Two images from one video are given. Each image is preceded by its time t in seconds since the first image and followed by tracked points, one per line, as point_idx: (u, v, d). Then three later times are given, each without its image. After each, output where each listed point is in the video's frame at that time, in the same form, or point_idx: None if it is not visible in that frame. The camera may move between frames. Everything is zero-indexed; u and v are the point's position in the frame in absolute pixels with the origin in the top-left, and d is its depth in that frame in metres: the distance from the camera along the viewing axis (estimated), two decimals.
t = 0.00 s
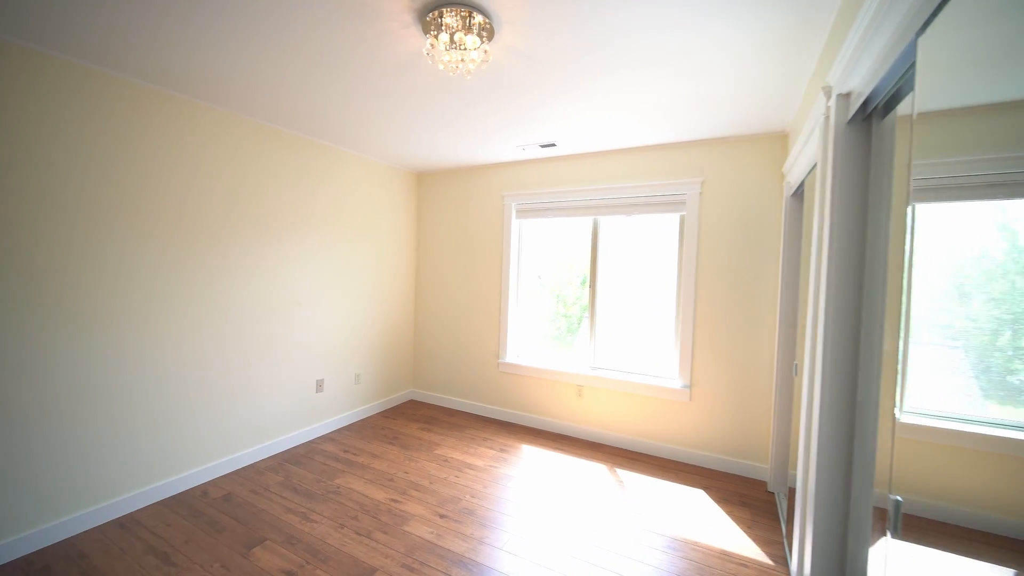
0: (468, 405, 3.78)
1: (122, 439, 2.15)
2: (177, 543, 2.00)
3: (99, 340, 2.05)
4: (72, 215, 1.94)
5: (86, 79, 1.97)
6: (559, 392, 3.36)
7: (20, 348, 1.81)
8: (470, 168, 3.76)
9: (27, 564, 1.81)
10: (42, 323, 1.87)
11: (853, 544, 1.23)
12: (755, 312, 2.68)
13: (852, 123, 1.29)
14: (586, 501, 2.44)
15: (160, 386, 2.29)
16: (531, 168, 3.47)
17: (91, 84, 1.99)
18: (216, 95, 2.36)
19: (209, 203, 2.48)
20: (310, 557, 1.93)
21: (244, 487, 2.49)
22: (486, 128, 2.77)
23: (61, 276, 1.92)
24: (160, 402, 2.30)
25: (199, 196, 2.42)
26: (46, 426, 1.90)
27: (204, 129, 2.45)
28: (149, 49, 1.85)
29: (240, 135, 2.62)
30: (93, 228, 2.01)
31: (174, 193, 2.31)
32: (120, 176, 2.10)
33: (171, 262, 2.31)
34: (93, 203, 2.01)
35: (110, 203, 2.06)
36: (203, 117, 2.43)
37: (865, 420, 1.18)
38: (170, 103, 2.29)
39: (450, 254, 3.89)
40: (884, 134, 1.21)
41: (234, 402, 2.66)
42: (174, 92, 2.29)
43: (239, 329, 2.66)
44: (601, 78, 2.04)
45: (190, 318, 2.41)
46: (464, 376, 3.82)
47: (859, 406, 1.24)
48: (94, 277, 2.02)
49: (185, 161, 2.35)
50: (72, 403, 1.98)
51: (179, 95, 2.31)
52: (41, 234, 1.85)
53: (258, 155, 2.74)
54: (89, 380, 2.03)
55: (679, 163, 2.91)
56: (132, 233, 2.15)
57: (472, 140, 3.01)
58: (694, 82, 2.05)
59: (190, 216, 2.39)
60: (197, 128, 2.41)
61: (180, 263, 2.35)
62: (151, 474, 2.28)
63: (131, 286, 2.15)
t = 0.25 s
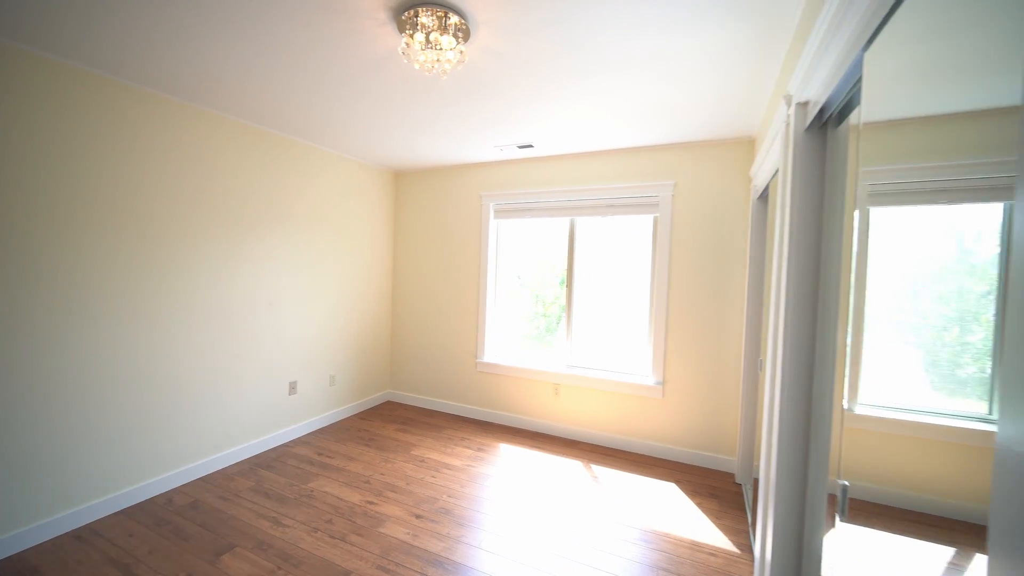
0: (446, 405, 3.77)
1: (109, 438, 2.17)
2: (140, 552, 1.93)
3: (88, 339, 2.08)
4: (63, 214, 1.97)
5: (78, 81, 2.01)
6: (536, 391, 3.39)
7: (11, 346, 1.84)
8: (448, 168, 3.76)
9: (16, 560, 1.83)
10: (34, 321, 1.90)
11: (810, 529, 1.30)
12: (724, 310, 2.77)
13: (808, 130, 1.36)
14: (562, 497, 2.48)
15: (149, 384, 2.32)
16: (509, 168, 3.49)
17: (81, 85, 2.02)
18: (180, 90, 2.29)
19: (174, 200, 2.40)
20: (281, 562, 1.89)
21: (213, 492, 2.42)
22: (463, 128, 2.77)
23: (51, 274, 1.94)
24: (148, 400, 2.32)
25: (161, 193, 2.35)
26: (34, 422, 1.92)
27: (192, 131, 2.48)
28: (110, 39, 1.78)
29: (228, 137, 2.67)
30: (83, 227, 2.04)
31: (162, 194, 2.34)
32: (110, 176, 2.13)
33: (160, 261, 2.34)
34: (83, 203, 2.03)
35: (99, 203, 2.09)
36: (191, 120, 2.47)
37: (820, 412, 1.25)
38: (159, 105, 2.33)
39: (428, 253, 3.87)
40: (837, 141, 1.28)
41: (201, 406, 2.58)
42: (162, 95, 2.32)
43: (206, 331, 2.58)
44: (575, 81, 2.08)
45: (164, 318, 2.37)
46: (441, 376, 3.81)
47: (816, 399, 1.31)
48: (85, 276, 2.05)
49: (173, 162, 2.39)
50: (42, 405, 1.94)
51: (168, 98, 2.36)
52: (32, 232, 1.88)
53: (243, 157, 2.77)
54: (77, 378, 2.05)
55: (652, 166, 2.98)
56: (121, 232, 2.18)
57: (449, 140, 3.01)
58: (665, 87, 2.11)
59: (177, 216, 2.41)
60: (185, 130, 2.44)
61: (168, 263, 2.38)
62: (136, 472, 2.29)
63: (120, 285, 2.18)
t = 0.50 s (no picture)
0: (420, 406, 3.75)
1: (93, 439, 2.16)
2: (95, 566, 1.83)
3: (76, 340, 2.07)
4: (54, 215, 1.97)
5: (70, 82, 2.01)
6: (510, 390, 3.41)
7: None
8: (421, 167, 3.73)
9: (3, 559, 1.82)
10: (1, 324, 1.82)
11: (767, 517, 1.36)
12: (691, 309, 2.87)
13: (765, 137, 1.43)
14: (535, 494, 2.51)
15: (136, 384, 2.33)
16: (484, 168, 3.49)
17: (71, 86, 2.01)
18: (141, 82, 2.18)
19: (136, 197, 2.29)
20: (248, 569, 1.84)
21: (175, 501, 2.33)
22: (436, 127, 2.76)
23: (42, 275, 1.94)
24: (132, 401, 2.32)
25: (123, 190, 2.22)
26: (23, 423, 1.92)
27: (155, 126, 2.37)
28: (61, 27, 1.68)
29: (215, 140, 2.69)
30: (74, 228, 2.04)
31: (121, 191, 2.22)
32: (100, 177, 2.13)
33: (148, 262, 2.35)
34: (72, 204, 2.03)
35: (89, 203, 2.09)
36: (179, 121, 2.48)
37: (775, 404, 1.31)
38: (133, 102, 2.27)
39: (401, 253, 3.83)
40: (791, 147, 1.35)
41: (162, 411, 2.47)
42: (151, 96, 2.33)
43: (168, 333, 2.47)
44: (547, 84, 2.11)
45: (131, 320, 2.29)
46: (415, 376, 3.78)
47: (771, 391, 1.38)
48: (73, 277, 2.04)
49: (161, 163, 2.39)
50: None
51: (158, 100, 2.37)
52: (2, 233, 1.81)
53: (225, 158, 2.76)
54: (64, 379, 2.04)
55: (623, 168, 3.05)
56: (109, 233, 2.18)
57: (423, 139, 2.99)
58: (635, 91, 2.17)
59: (162, 216, 2.41)
60: (172, 131, 2.45)
61: (154, 264, 2.38)
62: (118, 473, 2.28)
63: (109, 286, 2.18)
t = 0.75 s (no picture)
0: (393, 407, 3.71)
1: (64, 442, 2.13)
2: None
3: (48, 340, 2.05)
4: None
5: (13, 72, 1.90)
6: (484, 389, 3.43)
7: None
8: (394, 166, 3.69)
9: None
10: None
11: (726, 506, 1.42)
12: (660, 308, 2.95)
13: (723, 143, 1.49)
14: (508, 492, 2.53)
15: (90, 390, 2.22)
16: (457, 167, 3.48)
17: (42, 83, 1.99)
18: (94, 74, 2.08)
19: (87, 194, 2.17)
20: None
21: (132, 511, 2.23)
22: (408, 126, 2.74)
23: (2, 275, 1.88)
24: (98, 404, 2.26)
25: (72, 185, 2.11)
26: None
27: (108, 119, 2.26)
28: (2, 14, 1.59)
29: (175, 135, 2.59)
30: (36, 227, 1.98)
31: (71, 187, 2.11)
32: (48, 172, 2.02)
33: (121, 262, 2.33)
34: (44, 202, 2.01)
35: (35, 200, 1.98)
36: (149, 120, 2.45)
37: (733, 398, 1.38)
38: (84, 94, 2.15)
39: (373, 253, 3.78)
40: (746, 153, 1.42)
41: (119, 418, 2.36)
42: (123, 95, 2.31)
43: (125, 336, 2.36)
44: (517, 85, 2.14)
45: (88, 323, 2.19)
46: (388, 377, 3.74)
47: (729, 386, 1.44)
48: (45, 276, 2.02)
49: (134, 162, 2.37)
50: None
51: (123, 96, 2.31)
52: None
53: (191, 156, 2.69)
54: (37, 380, 2.02)
55: (593, 170, 3.11)
56: (82, 232, 2.15)
57: (395, 138, 2.96)
58: (604, 94, 2.21)
59: (132, 215, 2.38)
60: (144, 130, 2.43)
61: (128, 264, 2.36)
62: (90, 475, 2.24)
63: (58, 287, 2.07)
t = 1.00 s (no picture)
0: (367, 409, 3.67)
1: (23, 448, 2.06)
2: None
3: None
4: None
5: None
6: (459, 389, 3.43)
7: None
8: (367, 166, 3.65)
9: None
10: None
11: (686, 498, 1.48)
12: (630, 307, 3.02)
13: (683, 148, 1.55)
14: (482, 491, 2.55)
15: (43, 396, 2.12)
16: (431, 167, 3.48)
17: (4, 77, 1.93)
18: (45, 65, 1.98)
19: (39, 190, 2.07)
20: None
21: (90, 520, 2.14)
22: (380, 126, 2.72)
23: None
24: (52, 411, 2.16)
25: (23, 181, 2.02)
26: None
27: (62, 112, 2.16)
28: None
29: (136, 131, 2.49)
30: None
31: (21, 183, 2.01)
32: None
33: (85, 262, 2.25)
34: (10, 200, 1.95)
35: None
36: (115, 116, 2.39)
37: (690, 393, 1.43)
38: (36, 86, 2.05)
39: (346, 253, 3.73)
40: (704, 159, 1.47)
41: (75, 425, 2.26)
42: (89, 92, 2.25)
43: (82, 340, 2.26)
44: (488, 86, 2.16)
45: (41, 326, 2.09)
46: (361, 379, 3.70)
47: (688, 382, 1.50)
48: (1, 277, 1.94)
49: (90, 157, 2.27)
50: None
51: (79, 89, 2.22)
52: None
53: (154, 152, 2.60)
54: None
55: (566, 172, 3.16)
56: (41, 231, 2.08)
57: (367, 137, 2.94)
58: (574, 96, 2.25)
59: (98, 214, 2.31)
60: (109, 127, 2.36)
61: (85, 263, 2.26)
62: (49, 483, 2.16)
63: (7, 288, 1.97)
